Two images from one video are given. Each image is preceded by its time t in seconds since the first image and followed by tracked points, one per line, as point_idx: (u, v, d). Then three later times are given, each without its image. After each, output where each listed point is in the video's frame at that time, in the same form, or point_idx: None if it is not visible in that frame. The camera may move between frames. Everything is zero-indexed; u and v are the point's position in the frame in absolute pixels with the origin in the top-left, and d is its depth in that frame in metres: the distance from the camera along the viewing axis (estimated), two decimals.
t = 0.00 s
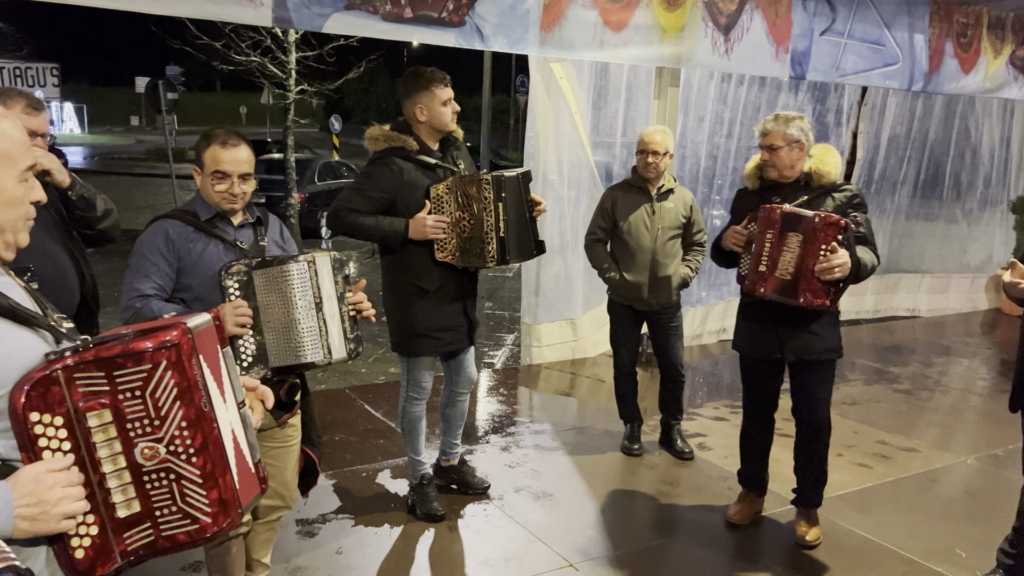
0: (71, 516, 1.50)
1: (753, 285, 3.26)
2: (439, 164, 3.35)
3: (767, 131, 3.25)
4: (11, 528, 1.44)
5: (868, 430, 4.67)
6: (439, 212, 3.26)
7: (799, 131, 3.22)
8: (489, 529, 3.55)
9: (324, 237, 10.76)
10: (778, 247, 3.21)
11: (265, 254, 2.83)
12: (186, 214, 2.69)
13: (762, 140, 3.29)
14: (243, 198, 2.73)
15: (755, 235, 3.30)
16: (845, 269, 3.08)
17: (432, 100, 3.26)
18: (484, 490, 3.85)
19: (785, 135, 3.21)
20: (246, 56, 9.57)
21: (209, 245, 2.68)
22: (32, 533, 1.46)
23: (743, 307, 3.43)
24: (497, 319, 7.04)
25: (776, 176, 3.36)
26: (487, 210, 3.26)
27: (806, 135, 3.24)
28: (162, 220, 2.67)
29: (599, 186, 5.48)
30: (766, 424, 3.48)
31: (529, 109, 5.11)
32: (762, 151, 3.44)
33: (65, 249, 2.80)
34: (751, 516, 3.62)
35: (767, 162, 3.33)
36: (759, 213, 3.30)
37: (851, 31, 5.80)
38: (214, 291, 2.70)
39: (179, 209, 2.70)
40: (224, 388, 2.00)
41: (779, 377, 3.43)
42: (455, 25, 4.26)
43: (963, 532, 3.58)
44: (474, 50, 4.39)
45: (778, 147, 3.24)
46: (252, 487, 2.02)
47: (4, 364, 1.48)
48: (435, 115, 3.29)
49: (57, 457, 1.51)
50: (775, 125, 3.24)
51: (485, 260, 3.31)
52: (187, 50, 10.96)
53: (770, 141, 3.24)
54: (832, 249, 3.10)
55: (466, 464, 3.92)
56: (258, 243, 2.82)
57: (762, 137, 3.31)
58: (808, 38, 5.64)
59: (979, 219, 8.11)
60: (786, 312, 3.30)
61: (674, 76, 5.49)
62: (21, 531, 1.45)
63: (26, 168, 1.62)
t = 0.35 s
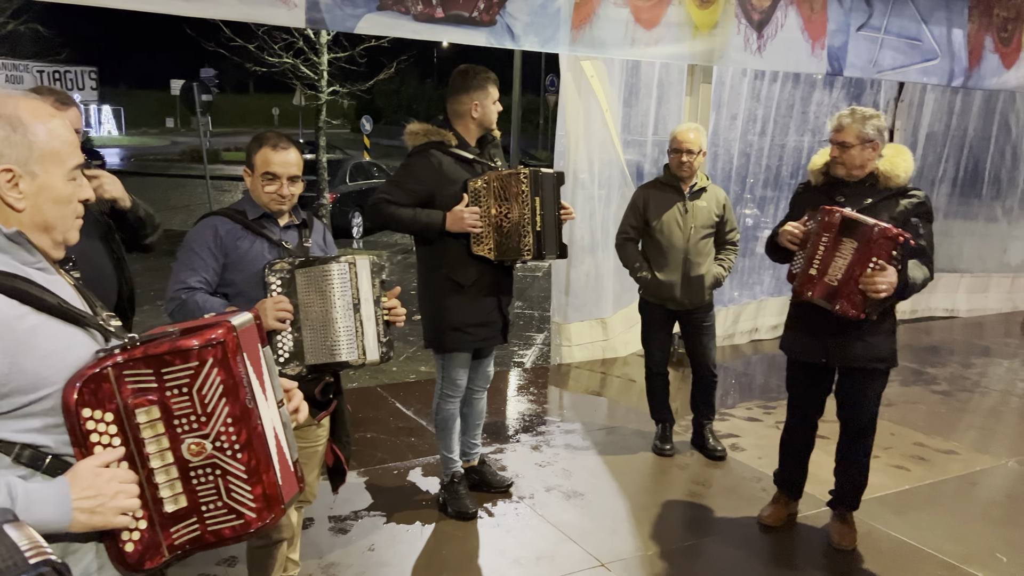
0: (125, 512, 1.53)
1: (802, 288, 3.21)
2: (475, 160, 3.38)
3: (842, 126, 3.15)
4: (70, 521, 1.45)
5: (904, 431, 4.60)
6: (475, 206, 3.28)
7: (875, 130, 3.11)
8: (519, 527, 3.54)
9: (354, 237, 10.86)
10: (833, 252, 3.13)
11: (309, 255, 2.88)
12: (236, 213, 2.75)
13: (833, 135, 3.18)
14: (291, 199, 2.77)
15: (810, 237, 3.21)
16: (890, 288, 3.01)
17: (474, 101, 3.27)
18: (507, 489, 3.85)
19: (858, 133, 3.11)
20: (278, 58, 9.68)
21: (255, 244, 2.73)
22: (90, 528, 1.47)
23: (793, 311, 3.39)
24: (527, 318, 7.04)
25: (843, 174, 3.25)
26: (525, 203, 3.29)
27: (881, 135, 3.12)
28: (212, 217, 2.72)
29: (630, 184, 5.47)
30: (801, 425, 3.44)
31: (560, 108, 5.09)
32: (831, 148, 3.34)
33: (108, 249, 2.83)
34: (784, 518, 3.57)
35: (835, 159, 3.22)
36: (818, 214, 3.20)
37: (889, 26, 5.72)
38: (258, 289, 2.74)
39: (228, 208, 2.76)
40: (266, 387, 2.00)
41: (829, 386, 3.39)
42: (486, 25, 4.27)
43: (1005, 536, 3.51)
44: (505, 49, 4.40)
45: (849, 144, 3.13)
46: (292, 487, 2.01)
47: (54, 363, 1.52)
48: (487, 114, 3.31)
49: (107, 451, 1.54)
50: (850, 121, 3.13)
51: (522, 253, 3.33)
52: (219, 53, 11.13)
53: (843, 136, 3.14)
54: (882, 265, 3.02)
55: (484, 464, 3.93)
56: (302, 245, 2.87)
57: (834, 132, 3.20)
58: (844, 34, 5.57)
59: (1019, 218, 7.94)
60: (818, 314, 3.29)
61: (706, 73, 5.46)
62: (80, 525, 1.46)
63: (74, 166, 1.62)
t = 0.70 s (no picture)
0: (170, 513, 1.55)
1: (842, 294, 3.17)
2: (510, 157, 3.40)
3: (889, 126, 3.08)
4: (118, 518, 1.49)
5: (931, 434, 4.54)
6: (511, 200, 3.29)
7: (924, 132, 3.04)
8: (540, 528, 3.54)
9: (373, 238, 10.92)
10: (879, 261, 3.09)
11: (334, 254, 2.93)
12: (262, 215, 2.77)
13: (880, 135, 3.12)
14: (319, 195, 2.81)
15: (854, 241, 3.17)
16: (938, 309, 2.97)
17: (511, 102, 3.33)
18: (528, 489, 3.85)
19: (907, 134, 3.04)
20: (299, 60, 9.75)
21: (282, 245, 2.75)
22: (136, 526, 1.51)
23: (825, 314, 3.37)
24: (547, 319, 7.04)
25: (889, 175, 3.20)
26: (558, 198, 3.25)
27: (929, 138, 3.05)
28: (237, 220, 2.74)
29: (651, 185, 5.46)
30: (827, 428, 3.40)
31: (580, 108, 5.08)
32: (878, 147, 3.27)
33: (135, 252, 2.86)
34: (808, 521, 3.54)
35: (881, 160, 3.16)
36: (865, 219, 3.15)
37: (914, 23, 5.66)
38: (288, 291, 2.76)
39: (254, 210, 2.78)
40: (300, 387, 2.06)
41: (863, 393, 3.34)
42: (507, 25, 4.27)
43: None
44: (526, 50, 4.41)
45: (896, 146, 3.07)
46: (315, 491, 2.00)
47: (94, 368, 1.54)
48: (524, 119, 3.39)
49: (156, 446, 1.57)
50: (899, 121, 3.06)
51: (552, 247, 3.27)
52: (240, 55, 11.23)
53: (889, 137, 3.08)
54: (932, 283, 2.97)
55: (506, 465, 3.92)
56: (329, 245, 2.93)
57: (882, 131, 3.14)
58: (868, 32, 5.51)
59: None
60: (844, 314, 3.27)
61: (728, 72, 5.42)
62: (127, 523, 1.50)
63: (103, 165, 1.64)
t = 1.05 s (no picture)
0: (188, 510, 1.56)
1: (866, 299, 3.10)
2: (528, 160, 3.42)
3: (907, 127, 3.06)
4: (138, 515, 1.49)
5: (945, 436, 4.50)
6: (528, 200, 3.29)
7: (943, 134, 3.02)
8: (551, 530, 3.54)
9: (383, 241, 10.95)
10: (906, 269, 3.03)
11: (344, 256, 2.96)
12: (274, 218, 2.80)
13: (897, 136, 3.10)
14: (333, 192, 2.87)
15: (879, 243, 3.08)
16: (971, 333, 2.93)
17: (531, 105, 3.36)
18: (539, 492, 3.85)
19: (926, 135, 3.03)
20: (310, 63, 9.79)
21: (296, 248, 2.77)
22: (155, 522, 1.52)
23: (840, 315, 3.34)
24: (557, 321, 7.03)
25: (908, 176, 3.18)
26: (575, 200, 3.26)
27: (948, 139, 3.04)
28: (249, 223, 2.75)
29: (661, 186, 5.45)
30: (840, 430, 3.38)
31: (590, 109, 5.08)
32: (894, 147, 3.26)
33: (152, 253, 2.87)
34: (821, 524, 3.51)
35: (899, 161, 3.15)
36: (890, 223, 3.06)
37: (927, 22, 5.62)
38: (302, 295, 2.78)
39: (265, 214, 2.80)
40: (316, 391, 2.10)
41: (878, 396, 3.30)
42: (516, 28, 4.28)
43: None
44: (536, 51, 4.41)
45: (914, 147, 3.06)
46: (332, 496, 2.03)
47: (114, 373, 1.57)
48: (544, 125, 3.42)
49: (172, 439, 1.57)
50: (917, 122, 3.05)
51: (568, 246, 3.28)
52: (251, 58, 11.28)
53: (908, 138, 3.06)
54: (968, 306, 2.91)
55: (516, 467, 3.92)
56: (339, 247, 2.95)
57: (899, 132, 3.13)
58: (881, 31, 5.48)
59: None
60: (861, 316, 3.24)
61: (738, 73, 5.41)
62: (146, 520, 1.50)
63: (120, 170, 1.66)
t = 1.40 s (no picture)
0: (189, 515, 1.56)
1: (874, 302, 3.09)
2: (533, 165, 3.41)
3: (909, 130, 3.06)
4: (144, 518, 1.49)
5: (947, 437, 4.50)
6: (531, 203, 3.26)
7: (945, 136, 3.02)
8: (554, 534, 3.54)
9: (384, 245, 10.97)
10: (914, 272, 3.02)
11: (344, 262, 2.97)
12: (275, 224, 2.80)
13: (899, 139, 3.09)
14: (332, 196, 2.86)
15: (885, 245, 3.06)
16: (982, 340, 2.92)
17: (539, 112, 3.37)
18: (541, 496, 3.85)
19: (928, 138, 3.02)
20: (311, 68, 9.80)
21: (298, 254, 2.78)
22: (158, 527, 1.51)
23: (840, 317, 3.33)
24: (558, 324, 7.03)
25: (910, 179, 3.17)
26: (578, 205, 3.30)
27: (950, 141, 3.03)
28: (250, 230, 2.76)
29: (661, 189, 5.45)
30: (842, 433, 3.37)
31: (589, 113, 5.08)
32: (895, 150, 3.24)
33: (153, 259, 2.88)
34: (824, 527, 3.50)
35: (901, 164, 3.14)
36: (895, 225, 3.03)
37: (928, 23, 5.62)
38: (306, 300, 2.78)
39: (266, 220, 2.80)
40: (321, 397, 2.10)
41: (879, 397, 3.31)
42: (516, 32, 4.28)
43: None
44: (536, 55, 4.41)
45: (916, 150, 3.05)
46: (338, 500, 2.06)
47: (114, 383, 1.57)
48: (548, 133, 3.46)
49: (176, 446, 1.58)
50: (918, 125, 3.04)
51: (568, 250, 3.31)
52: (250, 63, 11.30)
53: (909, 141, 3.05)
54: (978, 312, 2.91)
55: (518, 471, 3.92)
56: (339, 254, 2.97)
57: (901, 136, 3.12)
58: (882, 32, 5.48)
59: None
60: (864, 318, 3.23)
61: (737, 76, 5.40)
62: (150, 523, 1.50)
63: (119, 179, 1.66)
